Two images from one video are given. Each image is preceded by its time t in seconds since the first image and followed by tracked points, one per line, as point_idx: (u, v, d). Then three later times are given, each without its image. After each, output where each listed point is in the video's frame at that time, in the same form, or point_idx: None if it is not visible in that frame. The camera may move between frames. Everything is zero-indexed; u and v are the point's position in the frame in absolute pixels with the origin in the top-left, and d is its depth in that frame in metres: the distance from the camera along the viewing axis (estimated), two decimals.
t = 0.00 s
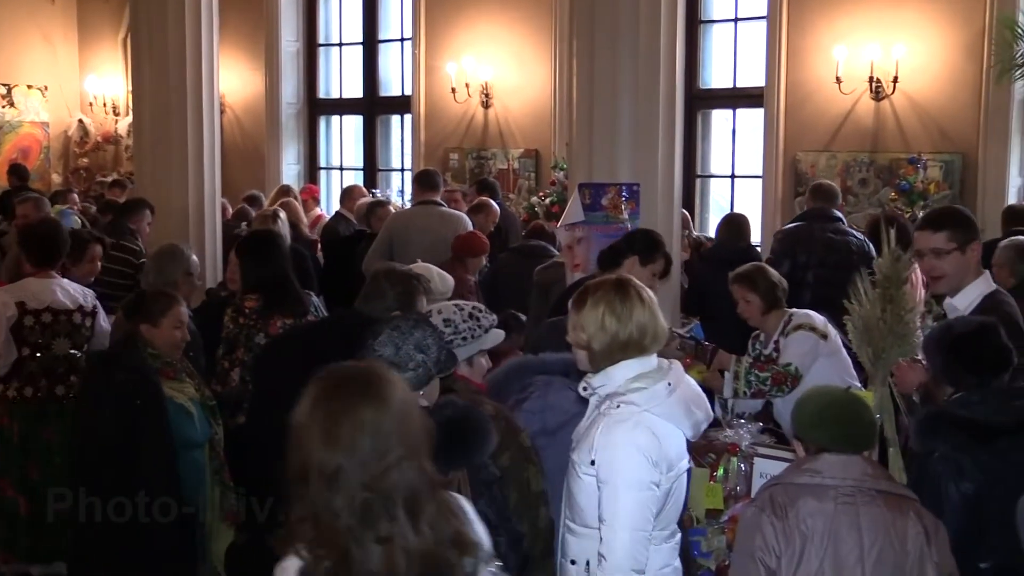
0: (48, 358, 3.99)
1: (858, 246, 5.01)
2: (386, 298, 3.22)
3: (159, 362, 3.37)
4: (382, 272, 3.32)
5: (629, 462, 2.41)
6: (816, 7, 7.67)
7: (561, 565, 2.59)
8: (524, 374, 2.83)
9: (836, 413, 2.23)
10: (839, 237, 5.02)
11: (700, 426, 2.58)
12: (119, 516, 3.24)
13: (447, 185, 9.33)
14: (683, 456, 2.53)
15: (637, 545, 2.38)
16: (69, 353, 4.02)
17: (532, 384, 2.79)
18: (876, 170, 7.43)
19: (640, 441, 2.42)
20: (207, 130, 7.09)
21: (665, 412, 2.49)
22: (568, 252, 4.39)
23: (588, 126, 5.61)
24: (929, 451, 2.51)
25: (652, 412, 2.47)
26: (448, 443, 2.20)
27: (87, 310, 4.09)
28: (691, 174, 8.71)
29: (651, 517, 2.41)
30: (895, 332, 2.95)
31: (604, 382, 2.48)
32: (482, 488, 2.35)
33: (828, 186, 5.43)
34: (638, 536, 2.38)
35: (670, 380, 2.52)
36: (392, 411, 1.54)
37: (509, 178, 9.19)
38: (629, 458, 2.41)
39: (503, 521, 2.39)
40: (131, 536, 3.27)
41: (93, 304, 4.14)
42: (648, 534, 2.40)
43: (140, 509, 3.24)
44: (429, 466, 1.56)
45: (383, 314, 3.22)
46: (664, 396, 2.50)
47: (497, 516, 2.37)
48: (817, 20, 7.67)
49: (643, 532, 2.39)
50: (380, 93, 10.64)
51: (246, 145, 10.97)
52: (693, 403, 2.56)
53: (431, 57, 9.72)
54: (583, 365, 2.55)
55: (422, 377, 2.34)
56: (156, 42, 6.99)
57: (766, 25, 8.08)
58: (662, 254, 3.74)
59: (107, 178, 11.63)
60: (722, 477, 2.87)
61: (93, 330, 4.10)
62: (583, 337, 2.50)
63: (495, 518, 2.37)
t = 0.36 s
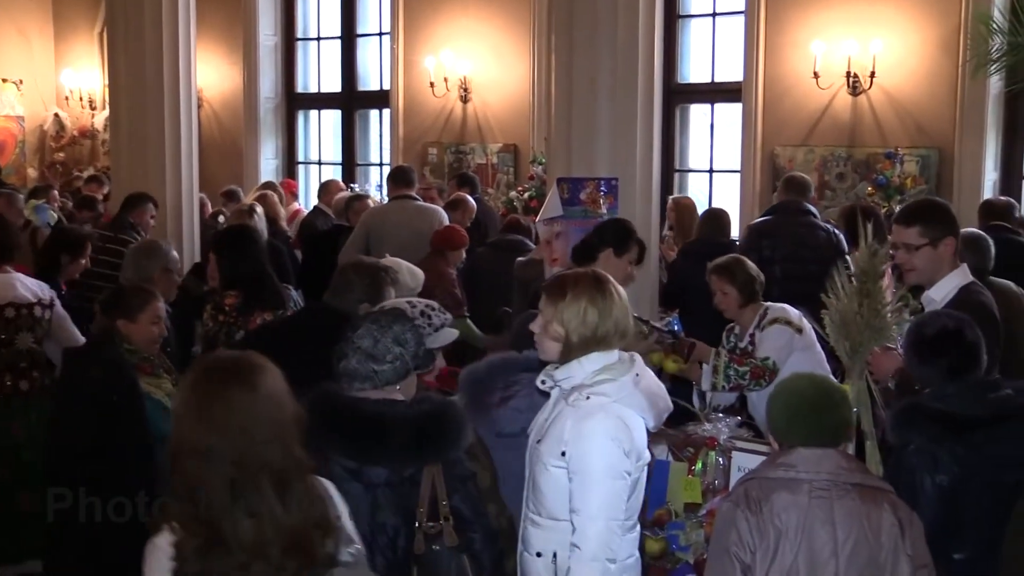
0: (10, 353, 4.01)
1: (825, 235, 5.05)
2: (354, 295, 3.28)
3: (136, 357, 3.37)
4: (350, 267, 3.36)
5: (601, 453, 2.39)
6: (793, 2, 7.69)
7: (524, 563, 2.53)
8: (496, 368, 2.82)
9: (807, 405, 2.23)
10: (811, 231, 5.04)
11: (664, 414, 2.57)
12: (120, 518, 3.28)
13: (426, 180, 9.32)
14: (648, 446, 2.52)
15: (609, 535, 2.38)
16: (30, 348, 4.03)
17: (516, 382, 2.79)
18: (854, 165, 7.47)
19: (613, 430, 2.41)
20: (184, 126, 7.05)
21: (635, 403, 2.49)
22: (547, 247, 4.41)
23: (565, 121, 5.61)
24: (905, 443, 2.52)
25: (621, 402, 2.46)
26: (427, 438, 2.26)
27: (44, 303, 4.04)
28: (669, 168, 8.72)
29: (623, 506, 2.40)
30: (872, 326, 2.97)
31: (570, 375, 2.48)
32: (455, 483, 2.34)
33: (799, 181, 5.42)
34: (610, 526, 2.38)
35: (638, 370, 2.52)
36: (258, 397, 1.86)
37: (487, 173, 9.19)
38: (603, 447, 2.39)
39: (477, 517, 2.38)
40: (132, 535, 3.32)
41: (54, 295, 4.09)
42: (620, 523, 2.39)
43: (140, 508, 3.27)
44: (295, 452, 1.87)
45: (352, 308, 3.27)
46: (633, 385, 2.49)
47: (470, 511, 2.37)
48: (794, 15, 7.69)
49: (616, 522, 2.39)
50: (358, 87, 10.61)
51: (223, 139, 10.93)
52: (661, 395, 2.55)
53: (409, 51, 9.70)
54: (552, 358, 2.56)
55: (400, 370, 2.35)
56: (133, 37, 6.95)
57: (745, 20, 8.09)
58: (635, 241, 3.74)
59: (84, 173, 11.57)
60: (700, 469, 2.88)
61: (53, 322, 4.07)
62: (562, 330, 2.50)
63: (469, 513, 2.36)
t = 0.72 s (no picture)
0: None
1: (793, 229, 5.07)
2: (337, 286, 3.27)
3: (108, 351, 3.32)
4: (331, 259, 3.37)
5: (571, 447, 2.37)
6: None
7: (496, 561, 2.51)
8: (483, 367, 2.85)
9: (780, 401, 2.17)
10: (785, 226, 5.06)
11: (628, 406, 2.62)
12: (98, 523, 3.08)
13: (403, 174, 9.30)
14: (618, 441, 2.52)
15: (578, 531, 2.35)
16: None
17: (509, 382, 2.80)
18: (830, 159, 7.50)
19: (582, 426, 2.39)
20: (160, 120, 7.02)
21: (602, 397, 2.48)
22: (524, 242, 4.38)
23: (541, 115, 5.61)
24: (876, 436, 2.53)
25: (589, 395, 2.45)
26: (396, 427, 2.26)
27: None
28: (646, 163, 8.74)
29: (593, 502, 2.38)
30: (848, 320, 2.99)
31: (536, 371, 2.48)
32: (428, 475, 2.34)
33: (768, 172, 5.44)
34: (579, 522, 2.36)
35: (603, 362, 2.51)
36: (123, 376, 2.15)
37: (465, 167, 9.18)
38: (573, 441, 2.37)
39: (450, 509, 2.38)
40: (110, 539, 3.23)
41: None
42: (590, 519, 2.37)
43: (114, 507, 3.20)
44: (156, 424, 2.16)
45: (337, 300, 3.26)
46: (599, 380, 2.49)
47: (444, 503, 2.37)
48: (770, 9, 7.72)
49: (586, 517, 2.36)
50: (336, 81, 10.58)
51: (200, 133, 10.89)
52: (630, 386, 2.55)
53: (386, 45, 9.67)
54: (516, 350, 2.56)
55: (371, 362, 2.36)
56: (108, 29, 6.91)
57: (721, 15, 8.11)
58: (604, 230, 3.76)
59: (58, 167, 11.49)
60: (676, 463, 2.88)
61: None
62: (529, 323, 2.49)
63: (443, 505, 2.36)
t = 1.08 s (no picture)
0: None
1: (769, 224, 5.08)
2: (318, 281, 3.25)
3: (83, 349, 3.35)
4: (313, 253, 3.34)
5: (525, 445, 2.36)
6: None
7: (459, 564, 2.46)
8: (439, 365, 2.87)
9: (716, 395, 2.25)
10: (759, 221, 5.07)
11: (602, 404, 2.56)
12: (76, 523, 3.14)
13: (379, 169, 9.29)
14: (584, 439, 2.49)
15: (529, 530, 2.34)
16: None
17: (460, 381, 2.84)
18: (806, 155, 7.55)
19: (533, 423, 2.37)
20: (135, 114, 6.98)
21: (564, 393, 2.46)
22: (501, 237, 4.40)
23: (517, 111, 5.61)
24: (844, 432, 2.56)
25: (548, 393, 2.43)
26: (365, 428, 2.26)
27: None
28: (623, 158, 8.75)
29: (546, 500, 2.36)
30: (823, 315, 3.02)
31: (501, 365, 2.48)
32: (413, 473, 2.34)
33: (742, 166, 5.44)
34: (530, 522, 2.34)
35: (567, 359, 2.49)
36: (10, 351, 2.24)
37: (441, 162, 9.18)
38: (526, 439, 2.36)
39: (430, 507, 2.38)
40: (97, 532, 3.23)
41: None
42: (544, 517, 2.36)
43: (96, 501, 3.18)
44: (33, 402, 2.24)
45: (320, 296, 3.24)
46: (563, 376, 2.46)
47: (426, 504, 2.37)
48: (746, 4, 7.74)
49: (539, 516, 2.35)
50: (311, 76, 10.54)
51: (175, 128, 10.83)
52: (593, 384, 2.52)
53: (363, 39, 9.65)
54: (483, 345, 2.67)
55: (352, 362, 2.33)
56: (81, 23, 6.87)
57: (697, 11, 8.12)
58: (575, 223, 3.77)
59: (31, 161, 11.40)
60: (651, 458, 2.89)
61: None
62: (495, 317, 2.50)
63: (423, 508, 2.37)
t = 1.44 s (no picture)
0: None
1: (745, 220, 5.09)
2: (297, 279, 3.24)
3: (61, 347, 3.34)
4: (290, 250, 3.32)
5: (487, 445, 2.36)
6: None
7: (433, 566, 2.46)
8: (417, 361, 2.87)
9: (668, 387, 2.35)
10: (733, 217, 5.10)
11: (569, 402, 2.55)
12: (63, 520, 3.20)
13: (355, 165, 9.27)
14: (549, 438, 2.49)
15: (487, 532, 2.35)
16: None
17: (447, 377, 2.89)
18: (781, 151, 7.58)
19: (491, 424, 2.38)
20: (109, 109, 6.95)
21: (527, 393, 2.45)
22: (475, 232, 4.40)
23: (493, 105, 5.61)
24: (819, 428, 2.57)
25: (511, 392, 2.43)
26: (347, 436, 2.35)
27: None
28: (599, 153, 8.75)
29: (504, 502, 2.38)
30: (797, 310, 3.04)
31: (466, 364, 2.47)
32: (400, 478, 2.45)
33: (717, 160, 5.46)
34: (487, 524, 2.35)
35: (529, 358, 2.48)
36: None
37: (416, 158, 9.18)
38: (487, 440, 2.36)
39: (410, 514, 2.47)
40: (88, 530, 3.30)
41: None
42: (502, 518, 2.37)
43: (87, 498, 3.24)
44: None
45: (299, 295, 3.24)
46: (525, 375, 2.46)
47: (406, 516, 2.47)
48: None
49: (496, 517, 2.36)
50: (287, 71, 10.50)
51: (150, 123, 10.78)
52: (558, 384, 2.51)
53: (338, 34, 9.62)
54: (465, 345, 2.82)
55: (342, 368, 2.39)
56: (54, 16, 6.82)
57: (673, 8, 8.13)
58: (546, 217, 3.78)
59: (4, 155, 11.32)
60: (625, 450, 2.88)
61: None
62: (458, 315, 2.49)
63: (401, 517, 2.47)
